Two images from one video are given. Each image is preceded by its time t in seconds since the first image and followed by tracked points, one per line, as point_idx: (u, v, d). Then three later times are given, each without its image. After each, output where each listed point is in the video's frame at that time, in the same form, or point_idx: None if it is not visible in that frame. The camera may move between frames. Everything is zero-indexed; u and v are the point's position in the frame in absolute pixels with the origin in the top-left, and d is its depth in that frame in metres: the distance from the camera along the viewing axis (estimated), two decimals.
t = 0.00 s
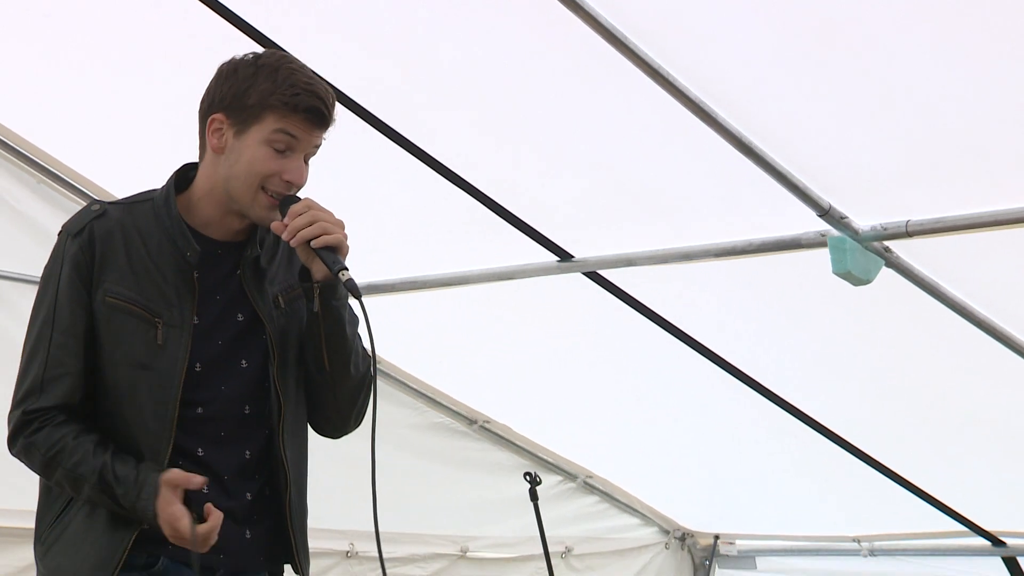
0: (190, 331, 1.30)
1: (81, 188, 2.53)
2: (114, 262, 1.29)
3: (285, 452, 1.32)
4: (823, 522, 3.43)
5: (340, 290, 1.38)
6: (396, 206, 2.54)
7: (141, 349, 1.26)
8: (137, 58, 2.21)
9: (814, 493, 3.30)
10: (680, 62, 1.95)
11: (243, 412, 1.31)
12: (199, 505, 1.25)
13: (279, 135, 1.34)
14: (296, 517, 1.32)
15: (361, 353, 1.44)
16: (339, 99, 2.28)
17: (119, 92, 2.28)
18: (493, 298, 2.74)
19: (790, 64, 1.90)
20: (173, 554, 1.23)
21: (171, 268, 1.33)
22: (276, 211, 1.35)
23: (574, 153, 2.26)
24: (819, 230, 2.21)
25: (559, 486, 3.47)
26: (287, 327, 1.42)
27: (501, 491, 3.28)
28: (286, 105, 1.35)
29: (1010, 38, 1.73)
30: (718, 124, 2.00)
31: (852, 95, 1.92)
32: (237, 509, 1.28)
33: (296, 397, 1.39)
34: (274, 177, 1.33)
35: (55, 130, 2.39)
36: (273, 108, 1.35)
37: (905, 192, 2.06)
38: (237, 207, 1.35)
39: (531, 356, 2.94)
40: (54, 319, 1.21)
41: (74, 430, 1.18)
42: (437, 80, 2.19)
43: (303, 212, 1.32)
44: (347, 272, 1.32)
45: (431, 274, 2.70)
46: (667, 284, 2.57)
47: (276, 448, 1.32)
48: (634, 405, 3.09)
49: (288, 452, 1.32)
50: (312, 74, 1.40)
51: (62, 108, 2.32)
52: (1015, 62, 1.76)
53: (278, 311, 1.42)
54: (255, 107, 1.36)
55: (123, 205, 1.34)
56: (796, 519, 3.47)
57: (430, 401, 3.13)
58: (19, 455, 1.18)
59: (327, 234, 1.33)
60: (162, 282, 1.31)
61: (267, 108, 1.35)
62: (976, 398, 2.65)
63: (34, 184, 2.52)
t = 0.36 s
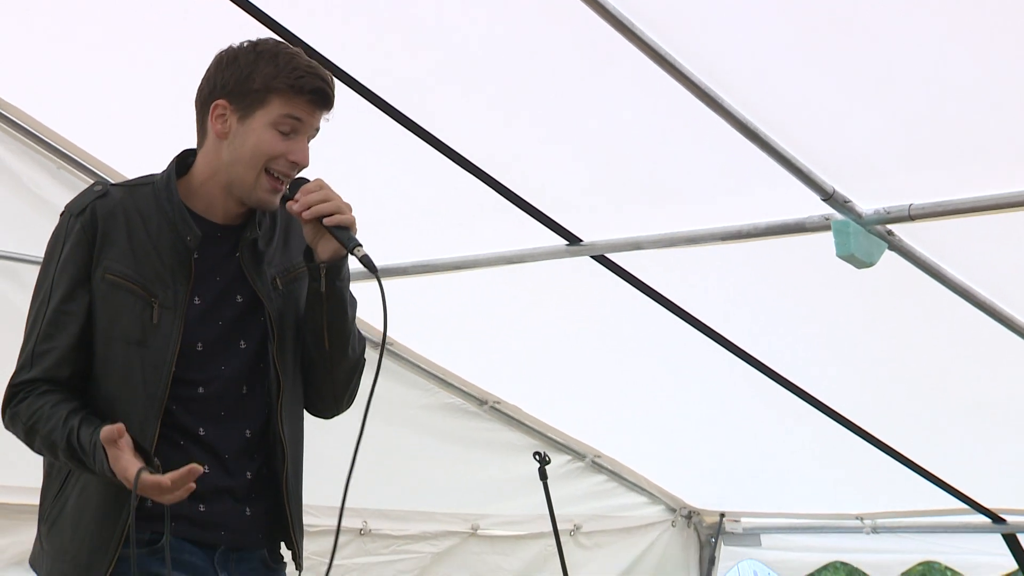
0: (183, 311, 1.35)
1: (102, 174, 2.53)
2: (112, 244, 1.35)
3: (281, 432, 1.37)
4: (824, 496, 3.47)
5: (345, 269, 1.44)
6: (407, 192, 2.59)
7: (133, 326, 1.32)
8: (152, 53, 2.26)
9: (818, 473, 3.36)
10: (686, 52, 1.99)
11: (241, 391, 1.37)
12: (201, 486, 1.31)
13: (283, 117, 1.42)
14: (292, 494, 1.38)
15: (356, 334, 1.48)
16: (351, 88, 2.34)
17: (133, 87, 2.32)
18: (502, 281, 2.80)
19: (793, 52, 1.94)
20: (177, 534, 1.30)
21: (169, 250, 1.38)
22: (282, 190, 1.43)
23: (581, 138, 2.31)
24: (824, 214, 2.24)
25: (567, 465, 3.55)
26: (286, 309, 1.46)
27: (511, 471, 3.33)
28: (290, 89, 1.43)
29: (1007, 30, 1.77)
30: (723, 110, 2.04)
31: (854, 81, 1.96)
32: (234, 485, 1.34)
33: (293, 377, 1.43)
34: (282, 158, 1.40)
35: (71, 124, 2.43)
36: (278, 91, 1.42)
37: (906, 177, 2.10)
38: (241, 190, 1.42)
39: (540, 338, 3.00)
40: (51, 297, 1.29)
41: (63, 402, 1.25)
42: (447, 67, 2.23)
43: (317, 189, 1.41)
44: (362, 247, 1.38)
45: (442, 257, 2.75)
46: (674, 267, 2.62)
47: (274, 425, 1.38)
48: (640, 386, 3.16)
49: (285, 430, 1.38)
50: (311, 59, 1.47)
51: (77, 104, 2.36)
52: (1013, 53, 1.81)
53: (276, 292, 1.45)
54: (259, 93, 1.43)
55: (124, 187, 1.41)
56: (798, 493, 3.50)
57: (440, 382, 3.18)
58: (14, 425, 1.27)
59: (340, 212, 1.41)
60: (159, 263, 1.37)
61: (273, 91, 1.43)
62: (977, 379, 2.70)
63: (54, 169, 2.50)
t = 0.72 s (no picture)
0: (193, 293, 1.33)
1: (124, 165, 2.57)
2: (122, 227, 1.31)
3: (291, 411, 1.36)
4: (835, 480, 3.60)
5: (350, 250, 1.44)
6: (421, 182, 2.64)
7: (145, 308, 1.28)
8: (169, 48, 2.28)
9: (822, 453, 3.44)
10: (698, 48, 2.02)
11: (249, 372, 1.36)
12: (218, 465, 1.29)
13: (285, 105, 1.39)
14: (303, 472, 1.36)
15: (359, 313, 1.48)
16: (366, 82, 2.37)
17: (151, 82, 2.35)
18: (514, 269, 2.85)
19: (802, 44, 1.97)
20: (196, 512, 1.26)
21: (176, 233, 1.35)
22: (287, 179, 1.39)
23: (592, 129, 2.35)
24: (830, 204, 2.31)
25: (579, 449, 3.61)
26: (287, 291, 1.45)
27: (523, 455, 3.40)
28: (291, 77, 1.40)
29: (1012, 25, 1.81)
30: (731, 102, 2.08)
31: (860, 72, 2.00)
32: (250, 466, 1.31)
33: (298, 357, 1.42)
34: (285, 146, 1.37)
35: (89, 117, 2.46)
36: (279, 80, 1.40)
37: (910, 166, 2.15)
38: (244, 178, 1.38)
39: (550, 325, 3.07)
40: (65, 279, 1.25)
41: (81, 380, 1.20)
42: (460, 62, 2.27)
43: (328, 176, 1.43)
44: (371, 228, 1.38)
45: (455, 246, 2.81)
46: (682, 255, 2.67)
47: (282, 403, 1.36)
48: (650, 371, 3.22)
49: (293, 408, 1.36)
50: (309, 48, 1.45)
51: (96, 98, 2.39)
52: (1017, 46, 1.85)
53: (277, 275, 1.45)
54: (259, 81, 1.40)
55: (130, 174, 1.37)
56: (808, 481, 3.64)
57: (453, 368, 3.25)
58: (32, 410, 1.22)
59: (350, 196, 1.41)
60: (167, 246, 1.34)
61: (274, 80, 1.40)
62: (978, 363, 2.77)
63: (76, 160, 2.54)
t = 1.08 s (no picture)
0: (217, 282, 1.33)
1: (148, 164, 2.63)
2: (146, 219, 1.32)
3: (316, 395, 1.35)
4: (837, 467, 3.68)
5: (368, 234, 1.45)
6: (431, 178, 2.70)
7: (173, 298, 1.29)
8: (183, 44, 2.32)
9: (823, 442, 3.51)
10: (702, 43, 2.06)
11: (276, 357, 1.36)
12: (251, 455, 1.29)
13: (297, 98, 1.38)
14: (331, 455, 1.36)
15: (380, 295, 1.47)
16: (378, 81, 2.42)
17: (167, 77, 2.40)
18: (523, 263, 2.91)
19: (804, 43, 2.02)
20: (236, 501, 1.27)
21: (198, 225, 1.36)
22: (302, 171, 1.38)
23: (599, 127, 2.41)
24: (831, 198, 2.37)
25: (586, 439, 3.67)
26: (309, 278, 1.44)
27: (531, 444, 3.48)
28: (303, 70, 1.39)
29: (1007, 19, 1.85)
30: (736, 99, 2.13)
31: (861, 72, 2.05)
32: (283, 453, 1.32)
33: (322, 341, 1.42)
34: (298, 139, 1.36)
35: (107, 114, 2.52)
36: (291, 73, 1.39)
37: (912, 161, 2.20)
38: (261, 172, 1.38)
39: (557, 316, 3.12)
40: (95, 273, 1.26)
41: (114, 369, 1.21)
42: (470, 61, 2.32)
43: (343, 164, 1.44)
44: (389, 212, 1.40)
45: (465, 240, 2.87)
46: (687, 248, 2.72)
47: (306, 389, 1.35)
48: (656, 363, 3.28)
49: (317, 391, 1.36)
50: (318, 40, 1.45)
51: (112, 93, 2.44)
52: (1013, 39, 1.88)
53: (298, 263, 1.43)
54: (269, 75, 1.39)
55: (150, 170, 1.38)
56: (811, 469, 3.71)
57: (463, 359, 3.32)
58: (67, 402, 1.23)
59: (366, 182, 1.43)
60: (189, 237, 1.34)
61: (285, 73, 1.39)
62: (976, 354, 2.83)
63: (97, 157, 2.60)
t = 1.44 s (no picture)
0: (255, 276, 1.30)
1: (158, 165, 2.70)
2: (186, 217, 1.29)
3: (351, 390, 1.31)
4: (832, 459, 3.73)
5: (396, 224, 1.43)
6: (434, 177, 2.74)
7: (214, 294, 1.26)
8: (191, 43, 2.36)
9: (818, 436, 3.58)
10: (699, 42, 2.10)
11: (308, 354, 1.33)
12: (287, 448, 1.24)
13: (322, 95, 1.38)
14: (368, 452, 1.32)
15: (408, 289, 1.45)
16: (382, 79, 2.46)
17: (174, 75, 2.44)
18: (524, 260, 2.96)
19: (799, 42, 2.06)
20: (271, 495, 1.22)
21: (234, 220, 1.32)
22: (332, 166, 1.38)
23: (599, 125, 2.45)
24: (828, 196, 2.41)
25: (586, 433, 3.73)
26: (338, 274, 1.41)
27: (531, 438, 3.54)
28: (325, 69, 1.40)
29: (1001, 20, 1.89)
30: (733, 98, 2.17)
31: (856, 71, 2.09)
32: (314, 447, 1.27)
33: (353, 336, 1.39)
34: (327, 133, 1.36)
35: (116, 113, 2.56)
36: (312, 71, 1.39)
37: (909, 161, 2.24)
38: (292, 171, 1.36)
39: (556, 312, 3.17)
40: (138, 273, 1.23)
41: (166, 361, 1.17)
42: (472, 60, 2.36)
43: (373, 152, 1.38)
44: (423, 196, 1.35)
45: (467, 238, 2.92)
46: (685, 246, 2.77)
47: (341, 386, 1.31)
48: (655, 359, 3.34)
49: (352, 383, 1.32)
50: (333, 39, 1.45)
51: (121, 92, 2.48)
52: (1007, 40, 1.93)
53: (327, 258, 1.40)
54: (292, 76, 1.39)
55: (187, 170, 1.35)
56: (808, 462, 3.77)
57: (466, 354, 3.37)
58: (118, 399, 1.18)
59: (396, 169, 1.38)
60: (227, 233, 1.31)
61: (307, 72, 1.39)
62: (969, 350, 2.88)
63: (106, 157, 2.65)
